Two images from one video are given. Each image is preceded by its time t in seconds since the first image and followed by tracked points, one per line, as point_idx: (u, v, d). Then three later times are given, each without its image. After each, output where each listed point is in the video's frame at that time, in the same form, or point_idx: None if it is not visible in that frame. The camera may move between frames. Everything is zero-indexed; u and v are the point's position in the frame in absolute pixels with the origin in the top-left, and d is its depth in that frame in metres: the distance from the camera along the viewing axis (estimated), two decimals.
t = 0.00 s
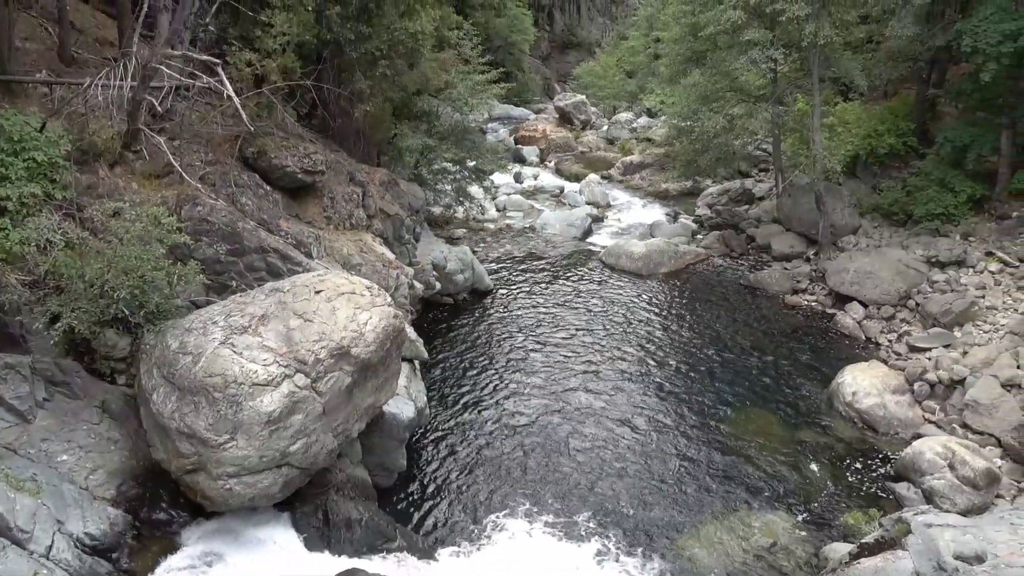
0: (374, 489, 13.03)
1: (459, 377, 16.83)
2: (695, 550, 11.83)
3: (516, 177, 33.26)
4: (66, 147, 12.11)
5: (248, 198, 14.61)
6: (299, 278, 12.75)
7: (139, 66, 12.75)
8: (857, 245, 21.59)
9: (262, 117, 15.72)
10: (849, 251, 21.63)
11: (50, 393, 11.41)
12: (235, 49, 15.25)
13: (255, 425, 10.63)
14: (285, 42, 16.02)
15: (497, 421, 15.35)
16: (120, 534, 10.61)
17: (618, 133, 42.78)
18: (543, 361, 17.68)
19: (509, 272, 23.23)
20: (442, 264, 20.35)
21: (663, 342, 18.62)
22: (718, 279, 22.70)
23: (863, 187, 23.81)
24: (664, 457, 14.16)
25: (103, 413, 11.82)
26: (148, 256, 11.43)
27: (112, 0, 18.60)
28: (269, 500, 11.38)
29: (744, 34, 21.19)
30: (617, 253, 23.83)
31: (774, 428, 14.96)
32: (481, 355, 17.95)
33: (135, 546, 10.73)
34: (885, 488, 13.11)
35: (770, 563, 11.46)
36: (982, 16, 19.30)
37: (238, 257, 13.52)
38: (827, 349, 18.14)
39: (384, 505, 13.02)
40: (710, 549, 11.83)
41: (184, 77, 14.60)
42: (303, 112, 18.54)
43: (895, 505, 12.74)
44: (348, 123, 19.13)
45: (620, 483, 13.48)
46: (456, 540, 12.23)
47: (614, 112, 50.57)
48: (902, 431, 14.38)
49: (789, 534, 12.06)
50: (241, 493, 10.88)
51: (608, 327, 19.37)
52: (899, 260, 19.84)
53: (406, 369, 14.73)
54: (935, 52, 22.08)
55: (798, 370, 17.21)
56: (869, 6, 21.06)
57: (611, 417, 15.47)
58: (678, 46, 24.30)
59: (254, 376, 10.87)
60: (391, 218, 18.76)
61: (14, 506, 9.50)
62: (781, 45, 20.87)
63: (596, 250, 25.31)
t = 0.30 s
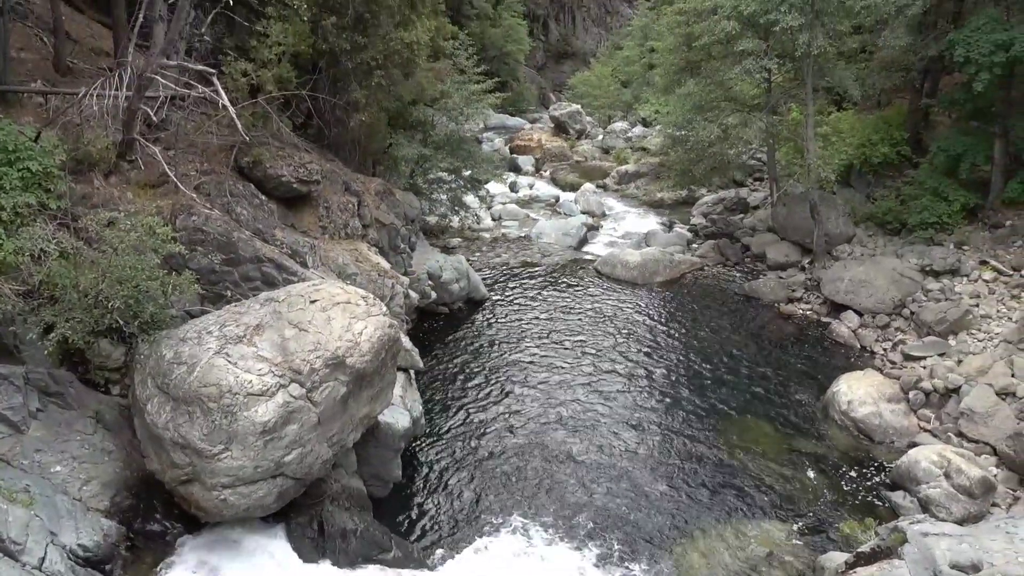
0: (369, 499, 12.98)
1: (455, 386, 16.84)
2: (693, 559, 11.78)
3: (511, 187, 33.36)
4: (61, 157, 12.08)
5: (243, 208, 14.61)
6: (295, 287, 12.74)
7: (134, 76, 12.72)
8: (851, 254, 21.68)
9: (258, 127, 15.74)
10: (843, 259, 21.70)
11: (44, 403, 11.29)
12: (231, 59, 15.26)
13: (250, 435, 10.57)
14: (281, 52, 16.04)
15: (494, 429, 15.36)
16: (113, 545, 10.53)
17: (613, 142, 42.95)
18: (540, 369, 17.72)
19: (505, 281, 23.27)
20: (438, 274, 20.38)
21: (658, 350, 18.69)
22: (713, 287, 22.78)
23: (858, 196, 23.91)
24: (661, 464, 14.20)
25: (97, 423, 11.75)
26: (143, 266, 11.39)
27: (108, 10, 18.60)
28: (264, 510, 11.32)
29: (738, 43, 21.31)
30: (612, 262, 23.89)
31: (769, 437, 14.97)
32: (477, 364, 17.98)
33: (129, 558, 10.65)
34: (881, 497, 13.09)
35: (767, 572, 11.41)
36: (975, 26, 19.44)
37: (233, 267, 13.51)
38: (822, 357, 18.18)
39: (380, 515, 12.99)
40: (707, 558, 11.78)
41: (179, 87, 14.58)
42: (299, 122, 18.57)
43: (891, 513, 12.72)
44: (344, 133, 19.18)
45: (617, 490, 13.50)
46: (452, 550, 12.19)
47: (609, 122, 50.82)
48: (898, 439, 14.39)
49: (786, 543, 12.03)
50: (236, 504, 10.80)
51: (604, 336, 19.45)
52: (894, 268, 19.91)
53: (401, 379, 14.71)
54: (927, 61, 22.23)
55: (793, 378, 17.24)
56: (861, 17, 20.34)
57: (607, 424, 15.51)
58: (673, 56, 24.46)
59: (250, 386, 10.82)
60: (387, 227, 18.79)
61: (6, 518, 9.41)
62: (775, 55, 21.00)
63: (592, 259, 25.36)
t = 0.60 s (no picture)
0: (366, 510, 12.94)
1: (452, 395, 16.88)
2: (693, 569, 11.73)
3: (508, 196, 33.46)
4: (57, 168, 12.07)
5: (240, 218, 14.61)
6: (292, 298, 12.72)
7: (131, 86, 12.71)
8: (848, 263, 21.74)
9: (255, 137, 15.76)
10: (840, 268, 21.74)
11: (39, 414, 11.23)
12: (229, 70, 15.28)
13: (246, 446, 10.52)
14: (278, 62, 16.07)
15: (491, 438, 15.39)
16: (108, 557, 10.45)
17: (609, 152, 43.10)
18: (537, 378, 17.77)
19: (501, 290, 23.30)
20: (435, 284, 20.40)
21: (655, 358, 18.76)
22: (709, 296, 22.81)
23: (854, 205, 23.99)
24: (659, 472, 14.23)
25: (93, 434, 11.70)
26: (139, 277, 11.35)
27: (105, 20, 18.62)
28: (260, 522, 11.25)
29: (734, 53, 21.42)
30: (609, 271, 23.92)
31: (767, 446, 14.96)
32: (474, 372, 18.02)
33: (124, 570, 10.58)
34: (879, 506, 13.06)
35: None
36: (969, 36, 19.54)
37: (230, 277, 13.50)
38: (819, 366, 18.19)
39: (376, 525, 12.96)
40: (707, 568, 11.73)
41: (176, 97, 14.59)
42: (296, 131, 18.60)
43: (889, 522, 12.69)
44: (341, 143, 19.22)
45: (615, 498, 13.53)
46: (450, 559, 12.15)
47: (605, 132, 51.05)
48: (896, 448, 14.39)
49: (784, 552, 11.98)
50: (232, 515, 10.73)
51: (601, 344, 19.52)
52: (890, 277, 19.95)
53: (399, 389, 14.69)
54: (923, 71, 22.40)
55: (790, 387, 17.25)
56: (857, 27, 20.72)
57: (604, 432, 15.55)
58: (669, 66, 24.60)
59: (246, 397, 10.78)
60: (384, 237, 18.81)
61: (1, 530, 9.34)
62: (770, 65, 21.11)
63: (588, 269, 25.40)
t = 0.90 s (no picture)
0: (363, 521, 12.88)
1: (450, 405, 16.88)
2: None
3: (506, 207, 33.56)
4: (56, 178, 12.06)
5: (237, 228, 14.58)
6: (291, 308, 12.72)
7: (129, 97, 12.72)
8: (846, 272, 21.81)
9: (253, 147, 15.75)
10: (838, 278, 21.78)
11: (37, 425, 11.20)
12: (227, 81, 15.30)
13: (244, 457, 10.44)
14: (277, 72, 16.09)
15: (490, 447, 15.38)
16: (105, 570, 10.35)
17: (607, 162, 43.23)
18: (535, 387, 17.78)
19: (500, 300, 23.31)
20: (433, 295, 20.38)
21: (653, 368, 18.79)
22: (708, 307, 22.81)
23: (851, 215, 24.04)
24: (658, 481, 14.24)
25: (90, 446, 11.64)
26: (137, 287, 11.33)
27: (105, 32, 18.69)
28: (258, 534, 11.12)
29: (731, 63, 21.53)
30: (608, 281, 23.94)
31: (766, 457, 14.92)
32: (473, 382, 18.02)
33: None
34: (879, 516, 13.01)
35: None
36: (965, 47, 19.60)
37: (229, 287, 13.48)
38: (818, 376, 18.18)
39: (374, 537, 12.89)
40: None
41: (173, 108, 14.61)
42: (294, 141, 18.62)
43: (889, 532, 12.63)
44: (340, 153, 19.26)
45: (616, 506, 13.53)
46: (448, 570, 12.07)
47: (603, 142, 51.22)
48: (895, 458, 14.36)
49: (783, 563, 11.91)
50: (230, 527, 10.62)
51: (599, 354, 19.57)
52: (888, 286, 19.96)
53: (396, 399, 14.66)
54: (919, 81, 22.49)
55: (789, 397, 17.24)
56: (853, 39, 20.98)
57: (603, 441, 15.57)
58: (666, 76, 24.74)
59: (244, 407, 10.73)
60: (383, 247, 18.83)
61: None
62: (767, 75, 21.22)
63: (587, 279, 25.42)
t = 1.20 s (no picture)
0: (362, 532, 12.83)
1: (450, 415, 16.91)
2: None
3: (506, 218, 33.64)
4: (55, 188, 12.05)
5: (236, 238, 14.59)
6: (290, 318, 12.68)
7: (129, 107, 12.73)
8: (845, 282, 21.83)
9: (252, 157, 15.78)
10: (837, 288, 21.80)
11: (35, 437, 11.17)
12: (227, 92, 15.33)
13: (243, 468, 10.40)
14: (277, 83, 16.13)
15: (490, 457, 15.40)
16: None
17: (606, 172, 43.35)
18: (535, 396, 17.81)
19: (500, 311, 23.31)
20: (432, 305, 20.37)
21: (652, 377, 18.82)
22: (707, 317, 22.82)
23: (851, 225, 24.08)
24: (658, 490, 14.25)
25: (88, 457, 11.60)
26: (136, 298, 11.31)
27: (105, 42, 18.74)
28: (257, 546, 11.05)
29: (729, 73, 21.63)
30: (608, 291, 23.97)
31: (766, 467, 14.88)
32: (472, 392, 18.05)
33: None
34: (879, 527, 12.96)
35: None
36: (963, 58, 19.72)
37: (228, 298, 13.48)
38: (818, 386, 18.17)
39: (373, 548, 12.84)
40: None
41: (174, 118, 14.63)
42: (294, 151, 18.65)
43: (889, 543, 12.58)
44: (339, 164, 19.30)
45: (617, 514, 13.54)
46: None
47: (602, 152, 51.38)
48: (896, 469, 14.33)
49: (784, 573, 11.84)
50: (228, 539, 10.57)
51: (599, 363, 19.61)
52: (887, 296, 19.98)
53: (396, 409, 14.63)
54: (918, 92, 22.49)
55: (789, 408, 17.22)
56: (852, 48, 21.06)
57: (603, 450, 15.59)
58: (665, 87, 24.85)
59: (243, 419, 10.69)
60: (382, 257, 18.86)
61: None
62: (766, 85, 21.31)
63: (586, 289, 25.43)
